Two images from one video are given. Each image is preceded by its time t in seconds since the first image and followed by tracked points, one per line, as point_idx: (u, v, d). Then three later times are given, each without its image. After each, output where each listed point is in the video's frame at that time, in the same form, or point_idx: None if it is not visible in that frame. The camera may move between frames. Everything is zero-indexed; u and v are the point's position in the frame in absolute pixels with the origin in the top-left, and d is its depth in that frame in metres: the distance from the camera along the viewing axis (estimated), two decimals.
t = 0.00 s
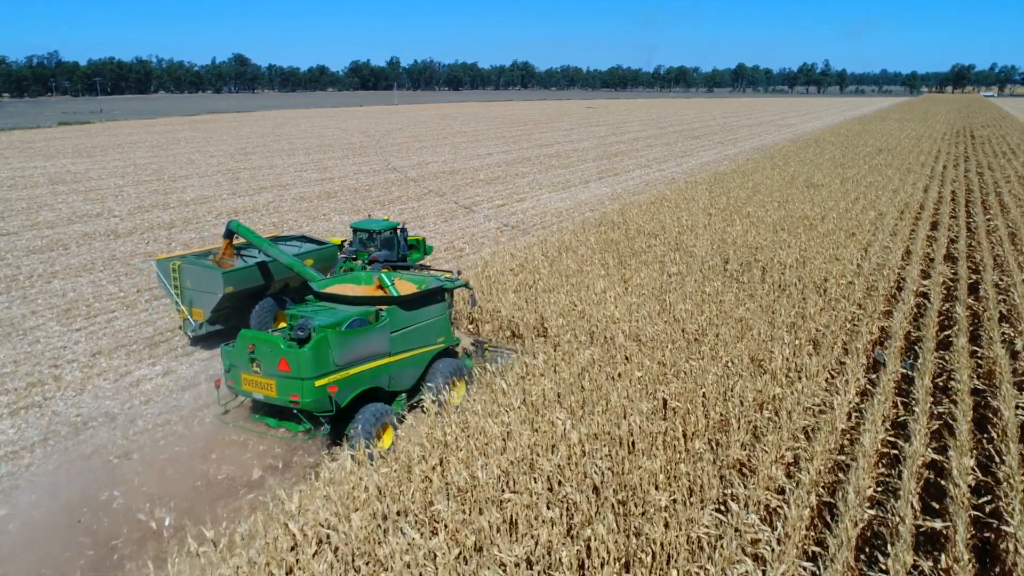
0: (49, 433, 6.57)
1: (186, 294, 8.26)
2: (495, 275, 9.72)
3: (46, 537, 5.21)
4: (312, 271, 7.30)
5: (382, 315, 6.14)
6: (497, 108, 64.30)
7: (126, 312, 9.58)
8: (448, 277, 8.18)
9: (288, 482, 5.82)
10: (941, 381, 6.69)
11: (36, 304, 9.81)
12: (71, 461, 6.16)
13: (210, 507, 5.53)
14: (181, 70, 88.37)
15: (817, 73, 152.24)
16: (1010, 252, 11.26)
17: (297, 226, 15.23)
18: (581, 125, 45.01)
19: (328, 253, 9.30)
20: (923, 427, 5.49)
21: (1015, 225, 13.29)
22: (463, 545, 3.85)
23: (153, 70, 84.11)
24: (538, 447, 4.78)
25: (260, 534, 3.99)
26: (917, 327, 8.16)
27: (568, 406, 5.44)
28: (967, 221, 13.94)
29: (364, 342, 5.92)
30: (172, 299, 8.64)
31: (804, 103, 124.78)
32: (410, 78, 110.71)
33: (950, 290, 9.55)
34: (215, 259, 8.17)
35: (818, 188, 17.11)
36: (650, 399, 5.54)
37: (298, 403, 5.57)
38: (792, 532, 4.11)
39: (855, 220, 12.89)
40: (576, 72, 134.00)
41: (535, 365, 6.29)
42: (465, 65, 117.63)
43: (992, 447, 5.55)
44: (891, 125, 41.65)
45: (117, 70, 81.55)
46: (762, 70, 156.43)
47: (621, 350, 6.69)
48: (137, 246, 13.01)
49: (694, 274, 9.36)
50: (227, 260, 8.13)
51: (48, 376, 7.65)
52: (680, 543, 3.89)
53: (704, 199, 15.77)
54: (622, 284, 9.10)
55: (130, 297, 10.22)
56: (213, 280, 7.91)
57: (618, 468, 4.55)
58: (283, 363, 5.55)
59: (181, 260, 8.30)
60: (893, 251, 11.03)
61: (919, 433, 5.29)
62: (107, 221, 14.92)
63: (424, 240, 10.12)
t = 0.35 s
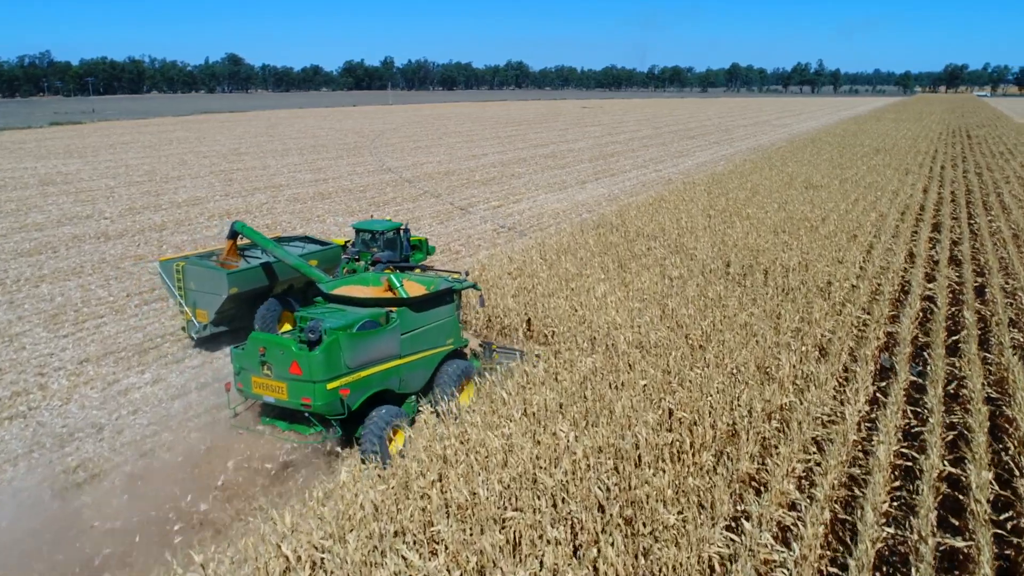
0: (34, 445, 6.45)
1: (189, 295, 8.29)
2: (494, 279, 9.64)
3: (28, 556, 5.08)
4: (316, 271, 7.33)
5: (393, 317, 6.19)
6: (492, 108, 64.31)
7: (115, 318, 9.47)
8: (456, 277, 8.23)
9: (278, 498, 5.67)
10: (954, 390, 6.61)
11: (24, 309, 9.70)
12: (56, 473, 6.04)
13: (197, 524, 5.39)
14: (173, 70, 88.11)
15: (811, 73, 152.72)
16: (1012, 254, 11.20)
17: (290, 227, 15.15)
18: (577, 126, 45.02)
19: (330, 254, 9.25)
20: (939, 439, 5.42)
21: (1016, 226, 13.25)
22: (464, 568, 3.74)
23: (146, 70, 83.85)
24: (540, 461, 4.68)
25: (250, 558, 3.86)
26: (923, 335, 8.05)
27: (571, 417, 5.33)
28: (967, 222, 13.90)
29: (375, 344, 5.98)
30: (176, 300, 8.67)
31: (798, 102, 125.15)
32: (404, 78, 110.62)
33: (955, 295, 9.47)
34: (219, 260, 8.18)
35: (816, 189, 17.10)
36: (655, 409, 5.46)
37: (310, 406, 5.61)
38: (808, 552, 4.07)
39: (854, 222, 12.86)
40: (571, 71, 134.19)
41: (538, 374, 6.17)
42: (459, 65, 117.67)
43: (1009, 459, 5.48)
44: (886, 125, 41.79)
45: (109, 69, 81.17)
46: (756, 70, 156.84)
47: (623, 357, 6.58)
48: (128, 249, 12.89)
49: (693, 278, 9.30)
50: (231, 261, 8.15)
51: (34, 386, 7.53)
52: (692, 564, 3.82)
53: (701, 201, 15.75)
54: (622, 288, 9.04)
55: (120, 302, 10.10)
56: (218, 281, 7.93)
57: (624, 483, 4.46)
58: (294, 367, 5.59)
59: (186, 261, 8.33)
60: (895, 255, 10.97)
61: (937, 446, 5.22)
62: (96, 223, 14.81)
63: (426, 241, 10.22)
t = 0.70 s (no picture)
0: (16, 458, 6.33)
1: (193, 297, 8.43)
2: (492, 284, 9.54)
3: None
4: (325, 272, 7.60)
5: (404, 320, 6.35)
6: (486, 108, 64.21)
7: (101, 324, 9.35)
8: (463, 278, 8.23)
9: (266, 518, 5.53)
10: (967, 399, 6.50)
11: (9, 316, 9.57)
12: (38, 489, 5.91)
13: (183, 545, 5.24)
14: (164, 70, 87.72)
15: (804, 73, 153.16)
16: (1015, 255, 11.11)
17: (282, 229, 15.04)
18: (571, 125, 44.94)
19: (334, 254, 9.52)
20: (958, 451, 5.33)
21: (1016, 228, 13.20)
22: None
23: (137, 70, 83.39)
24: (544, 477, 4.55)
25: None
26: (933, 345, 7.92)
27: (576, 428, 5.21)
28: (967, 223, 13.82)
29: (388, 347, 6.11)
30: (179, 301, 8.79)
31: (791, 101, 125.44)
32: (397, 77, 110.54)
33: (960, 300, 9.36)
34: (224, 262, 8.62)
35: (814, 190, 17.07)
36: (661, 420, 5.37)
37: (323, 408, 5.76)
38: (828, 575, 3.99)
39: (853, 224, 12.82)
40: (563, 71, 134.27)
41: (539, 384, 6.03)
42: (452, 64, 117.51)
43: None
44: (882, 125, 41.85)
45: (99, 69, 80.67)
46: (748, 70, 157.15)
47: (625, 364, 6.45)
48: (116, 253, 12.76)
49: (692, 282, 9.24)
50: (235, 262, 8.59)
51: (16, 397, 7.40)
52: None
53: (698, 203, 15.69)
54: (622, 293, 8.96)
55: (108, 308, 9.96)
56: (222, 283, 8.11)
57: (632, 502, 4.36)
58: (307, 369, 5.75)
59: (188, 263, 8.44)
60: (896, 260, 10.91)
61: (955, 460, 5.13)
62: (84, 226, 14.67)
63: (428, 241, 10.19)
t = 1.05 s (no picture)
0: None
1: (194, 300, 8.52)
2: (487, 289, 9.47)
3: None
4: (330, 274, 7.86)
5: (412, 321, 6.39)
6: (476, 108, 64.21)
7: (84, 332, 9.21)
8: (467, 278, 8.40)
9: (251, 537, 5.37)
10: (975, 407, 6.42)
11: None
12: (16, 506, 5.76)
13: (165, 567, 5.10)
14: (152, 70, 87.29)
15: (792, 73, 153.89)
16: (1010, 257, 11.11)
17: (271, 232, 14.93)
18: (562, 126, 44.96)
19: (333, 256, 9.73)
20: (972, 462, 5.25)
21: (1011, 228, 13.20)
22: None
23: (124, 70, 82.80)
24: (544, 493, 4.46)
25: None
26: (938, 351, 7.81)
27: (577, 441, 5.11)
28: (963, 224, 13.81)
29: (396, 349, 6.14)
30: (179, 305, 8.87)
31: (781, 101, 126.00)
32: (386, 77, 110.41)
33: (961, 304, 9.29)
34: (224, 264, 8.82)
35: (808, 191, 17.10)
36: (663, 432, 5.30)
37: (331, 411, 5.76)
38: None
39: (848, 228, 12.81)
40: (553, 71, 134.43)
41: (538, 395, 5.93)
42: (442, 64, 117.45)
43: None
44: (873, 126, 42.08)
45: (86, 68, 80.12)
46: (737, 70, 157.76)
47: (624, 373, 6.37)
48: (102, 257, 12.60)
49: (689, 287, 9.18)
50: (236, 264, 8.78)
51: None
52: None
53: (693, 204, 15.67)
54: (620, 298, 8.89)
55: (92, 315, 9.81)
56: (223, 286, 8.22)
57: (639, 521, 4.27)
58: (316, 371, 5.78)
59: (188, 266, 8.56)
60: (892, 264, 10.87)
61: (970, 473, 5.04)
62: (69, 229, 14.51)
63: (428, 242, 10.16)
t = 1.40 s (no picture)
0: None
1: (182, 303, 8.52)
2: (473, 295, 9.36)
3: None
4: (327, 278, 7.94)
5: (412, 323, 6.43)
6: (456, 108, 64.08)
7: (55, 342, 8.97)
8: (466, 281, 8.62)
9: (228, 563, 5.18)
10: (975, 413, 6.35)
11: None
12: None
13: None
14: (127, 70, 86.16)
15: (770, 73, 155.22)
16: (993, 257, 11.17)
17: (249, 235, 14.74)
18: (543, 126, 44.96)
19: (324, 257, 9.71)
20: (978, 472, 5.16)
21: (994, 228, 13.26)
22: None
23: (99, 70, 81.61)
24: (540, 512, 4.35)
25: None
26: (934, 355, 7.74)
27: (573, 456, 4.99)
28: (947, 224, 13.86)
29: (396, 352, 6.20)
30: (167, 308, 8.85)
31: (759, 100, 127.00)
32: (365, 77, 109.90)
33: (952, 306, 9.24)
34: (217, 268, 8.55)
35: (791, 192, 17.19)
36: (661, 446, 5.22)
37: (332, 415, 5.83)
38: None
39: (833, 231, 12.82)
40: (533, 71, 134.55)
41: (531, 407, 5.79)
42: (421, 64, 117.11)
43: None
44: (851, 125, 42.50)
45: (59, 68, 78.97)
46: (716, 69, 158.84)
47: (616, 381, 6.25)
48: (74, 263, 12.33)
49: (677, 292, 9.11)
50: (229, 266, 8.56)
51: None
52: None
53: (678, 205, 15.67)
54: (608, 304, 8.81)
55: (63, 325, 9.56)
56: (213, 288, 8.24)
57: (640, 542, 4.16)
58: (316, 375, 5.83)
59: (176, 269, 8.54)
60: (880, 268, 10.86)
61: (976, 485, 4.96)
62: (41, 234, 14.21)
63: (418, 246, 10.64)
